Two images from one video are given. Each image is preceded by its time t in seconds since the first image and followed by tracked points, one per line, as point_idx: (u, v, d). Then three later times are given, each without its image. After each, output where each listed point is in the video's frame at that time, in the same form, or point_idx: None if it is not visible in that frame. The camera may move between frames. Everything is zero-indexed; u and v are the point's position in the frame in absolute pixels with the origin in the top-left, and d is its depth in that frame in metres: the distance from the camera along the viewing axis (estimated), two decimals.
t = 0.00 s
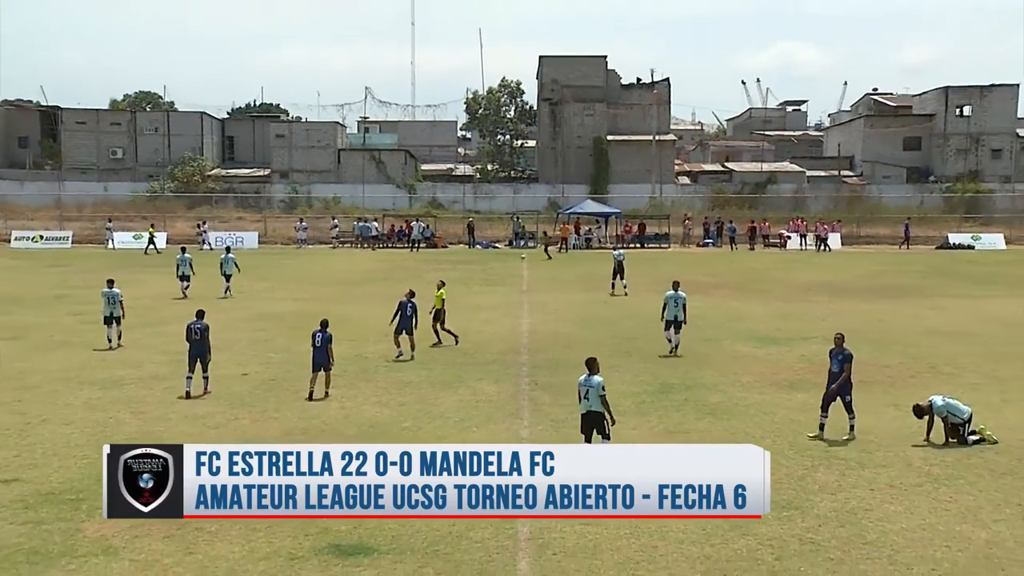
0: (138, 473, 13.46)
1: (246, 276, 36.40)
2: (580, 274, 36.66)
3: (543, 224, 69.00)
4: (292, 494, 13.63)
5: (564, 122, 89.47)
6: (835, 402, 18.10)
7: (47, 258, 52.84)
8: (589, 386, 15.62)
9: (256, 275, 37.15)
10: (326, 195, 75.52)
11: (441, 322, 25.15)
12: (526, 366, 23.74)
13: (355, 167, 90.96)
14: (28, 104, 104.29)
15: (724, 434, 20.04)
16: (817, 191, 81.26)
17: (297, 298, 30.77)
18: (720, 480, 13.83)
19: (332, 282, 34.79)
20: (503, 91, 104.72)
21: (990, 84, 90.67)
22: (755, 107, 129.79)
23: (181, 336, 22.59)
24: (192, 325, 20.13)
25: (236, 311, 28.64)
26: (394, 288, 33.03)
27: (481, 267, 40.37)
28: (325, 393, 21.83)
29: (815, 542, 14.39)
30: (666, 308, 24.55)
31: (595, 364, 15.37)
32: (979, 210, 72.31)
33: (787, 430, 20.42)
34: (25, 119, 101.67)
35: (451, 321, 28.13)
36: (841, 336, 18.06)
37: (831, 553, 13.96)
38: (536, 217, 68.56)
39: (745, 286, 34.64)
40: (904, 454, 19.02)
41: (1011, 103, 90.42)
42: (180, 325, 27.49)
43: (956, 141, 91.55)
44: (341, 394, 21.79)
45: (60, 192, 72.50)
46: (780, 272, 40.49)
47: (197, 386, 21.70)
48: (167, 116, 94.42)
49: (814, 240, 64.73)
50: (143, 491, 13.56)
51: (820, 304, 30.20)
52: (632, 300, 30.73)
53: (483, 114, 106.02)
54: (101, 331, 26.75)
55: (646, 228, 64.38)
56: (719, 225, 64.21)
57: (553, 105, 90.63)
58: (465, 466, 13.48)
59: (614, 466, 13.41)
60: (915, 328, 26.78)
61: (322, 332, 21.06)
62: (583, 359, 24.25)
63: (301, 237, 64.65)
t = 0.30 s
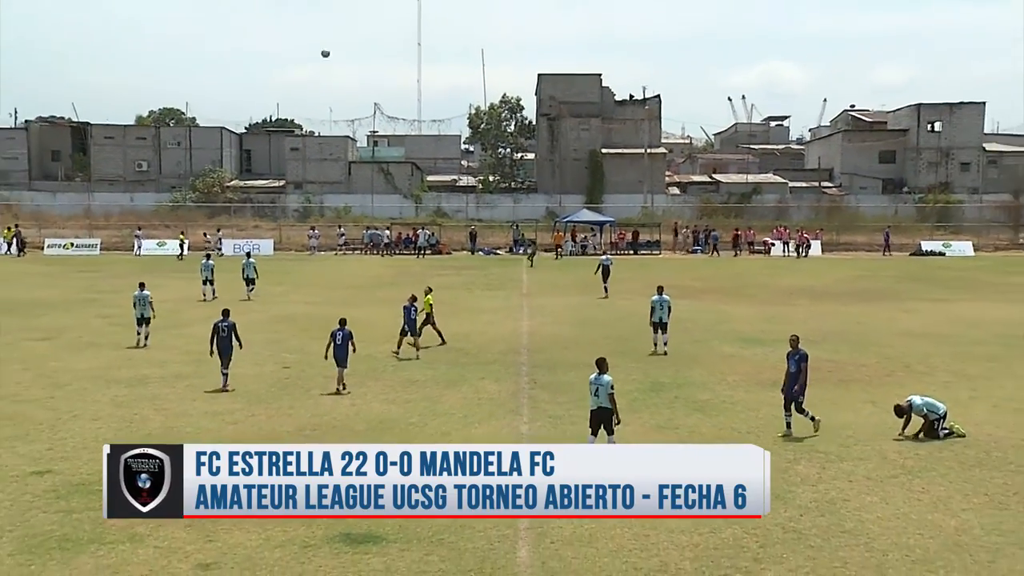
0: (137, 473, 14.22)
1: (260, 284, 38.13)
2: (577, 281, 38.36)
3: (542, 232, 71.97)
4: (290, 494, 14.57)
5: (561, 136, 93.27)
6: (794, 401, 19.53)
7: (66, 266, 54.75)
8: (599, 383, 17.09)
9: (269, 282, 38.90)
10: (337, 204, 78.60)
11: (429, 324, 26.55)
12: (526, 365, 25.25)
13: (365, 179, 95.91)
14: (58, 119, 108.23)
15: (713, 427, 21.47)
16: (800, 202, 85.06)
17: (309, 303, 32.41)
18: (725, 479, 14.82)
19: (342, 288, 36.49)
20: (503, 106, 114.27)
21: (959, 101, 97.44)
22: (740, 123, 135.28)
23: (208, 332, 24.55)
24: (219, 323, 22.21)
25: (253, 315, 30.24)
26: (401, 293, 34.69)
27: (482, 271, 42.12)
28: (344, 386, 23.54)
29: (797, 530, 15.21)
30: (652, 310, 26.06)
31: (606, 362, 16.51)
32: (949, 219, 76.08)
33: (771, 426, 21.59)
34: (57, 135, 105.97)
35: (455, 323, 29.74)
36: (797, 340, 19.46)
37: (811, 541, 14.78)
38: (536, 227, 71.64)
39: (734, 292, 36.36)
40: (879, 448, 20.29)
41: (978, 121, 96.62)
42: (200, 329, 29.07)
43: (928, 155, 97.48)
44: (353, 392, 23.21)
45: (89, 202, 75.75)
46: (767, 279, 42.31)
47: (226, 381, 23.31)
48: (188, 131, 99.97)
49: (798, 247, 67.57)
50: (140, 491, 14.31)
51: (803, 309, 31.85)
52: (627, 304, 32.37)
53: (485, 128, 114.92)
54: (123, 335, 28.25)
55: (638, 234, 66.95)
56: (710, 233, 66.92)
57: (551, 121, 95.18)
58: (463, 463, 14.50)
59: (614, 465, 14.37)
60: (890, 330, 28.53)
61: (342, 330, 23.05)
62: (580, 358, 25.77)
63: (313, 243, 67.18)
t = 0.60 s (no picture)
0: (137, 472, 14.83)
1: (275, 289, 39.97)
2: (574, 285, 40.13)
3: (542, 238, 74.02)
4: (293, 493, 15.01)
5: (559, 149, 95.73)
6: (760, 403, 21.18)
7: (84, 272, 56.83)
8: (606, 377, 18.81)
9: (284, 288, 40.78)
10: (348, 212, 81.11)
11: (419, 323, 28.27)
12: (525, 364, 26.84)
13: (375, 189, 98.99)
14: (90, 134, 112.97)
15: (700, 421, 22.94)
16: (783, 211, 87.53)
17: (321, 306, 34.17)
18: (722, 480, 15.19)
19: (352, 291, 38.30)
20: (505, 121, 117.72)
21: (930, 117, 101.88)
22: (727, 137, 140.09)
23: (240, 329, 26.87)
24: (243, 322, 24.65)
25: (268, 317, 31.97)
26: (407, 296, 36.45)
27: (485, 276, 43.93)
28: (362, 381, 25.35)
29: (779, 519, 16.45)
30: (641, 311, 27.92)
31: (611, 357, 18.50)
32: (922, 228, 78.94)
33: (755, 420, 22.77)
34: (89, 148, 110.55)
35: (459, 324, 31.43)
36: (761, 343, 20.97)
37: (793, 529, 15.97)
38: (536, 235, 73.72)
39: (724, 296, 38.12)
40: (857, 441, 21.45)
41: (948, 136, 101.06)
42: (219, 332, 30.81)
43: (901, 168, 101.93)
44: (363, 389, 24.78)
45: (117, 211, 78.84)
46: (756, 284, 44.08)
47: (249, 374, 25.26)
48: (209, 144, 105.22)
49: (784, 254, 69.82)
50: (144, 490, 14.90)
51: (788, 313, 33.54)
52: (622, 306, 34.11)
53: (488, 142, 117.22)
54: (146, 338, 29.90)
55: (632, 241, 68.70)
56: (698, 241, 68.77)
57: (550, 134, 97.52)
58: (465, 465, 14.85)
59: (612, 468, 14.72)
60: (866, 331, 30.47)
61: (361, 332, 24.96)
62: (577, 357, 27.37)
63: (325, 250, 69.21)
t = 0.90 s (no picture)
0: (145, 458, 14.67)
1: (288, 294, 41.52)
2: (572, 288, 41.68)
3: (541, 244, 75.63)
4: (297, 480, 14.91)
5: (557, 159, 97.67)
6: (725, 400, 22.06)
7: (101, 277, 58.49)
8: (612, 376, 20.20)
9: (299, 292, 42.35)
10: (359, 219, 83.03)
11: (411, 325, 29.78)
12: (525, 364, 28.21)
13: (383, 198, 100.67)
14: (115, 147, 115.18)
15: (690, 417, 24.13)
16: (770, 219, 89.45)
17: (332, 310, 35.66)
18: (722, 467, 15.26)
19: (360, 295, 39.86)
20: (506, 133, 118.70)
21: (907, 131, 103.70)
22: (716, 149, 143.43)
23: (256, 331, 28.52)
24: (262, 323, 26.27)
25: (280, 321, 33.27)
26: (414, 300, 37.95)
27: (490, 280, 45.48)
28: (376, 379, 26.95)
29: (766, 510, 16.60)
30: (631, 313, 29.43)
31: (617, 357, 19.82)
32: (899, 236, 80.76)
33: (743, 417, 23.76)
34: (114, 159, 112.86)
35: (462, 326, 32.87)
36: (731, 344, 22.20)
37: (779, 519, 16.08)
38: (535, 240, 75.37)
39: (714, 299, 39.66)
40: (839, 437, 21.96)
41: (924, 148, 103.33)
42: (235, 335, 32.29)
43: (880, 178, 104.16)
44: (370, 389, 26.12)
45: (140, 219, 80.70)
46: (744, 287, 45.66)
47: (266, 372, 26.83)
48: (227, 155, 107.26)
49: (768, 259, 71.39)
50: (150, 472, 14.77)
51: (775, 316, 35.03)
52: (616, 309, 35.58)
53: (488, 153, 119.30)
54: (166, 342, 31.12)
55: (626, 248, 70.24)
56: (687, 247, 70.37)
57: (548, 146, 99.49)
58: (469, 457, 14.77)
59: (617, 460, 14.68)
60: (848, 333, 32.04)
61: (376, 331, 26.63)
62: (574, 358, 28.73)
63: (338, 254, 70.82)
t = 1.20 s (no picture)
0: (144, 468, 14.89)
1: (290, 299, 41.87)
2: (572, 292, 42.10)
3: (540, 247, 75.93)
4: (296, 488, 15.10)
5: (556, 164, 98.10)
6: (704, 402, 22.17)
7: (105, 281, 58.77)
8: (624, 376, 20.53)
9: (299, 296, 42.75)
10: (361, 225, 83.39)
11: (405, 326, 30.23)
12: (524, 367, 28.54)
13: (383, 203, 101.27)
14: (121, 152, 115.58)
15: (687, 417, 24.44)
16: (767, 224, 90.02)
17: (334, 313, 36.01)
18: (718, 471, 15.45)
19: (362, 299, 40.18)
20: (506, 138, 119.91)
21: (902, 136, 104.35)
22: (713, 155, 143.80)
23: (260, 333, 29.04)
24: (271, 323, 26.94)
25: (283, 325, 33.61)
26: (414, 303, 38.30)
27: (488, 283, 45.85)
28: (383, 377, 27.52)
29: (763, 512, 16.84)
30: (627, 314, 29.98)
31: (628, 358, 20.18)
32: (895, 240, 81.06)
33: (741, 419, 23.98)
34: (120, 165, 113.40)
35: (462, 329, 33.20)
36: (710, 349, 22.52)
37: (777, 521, 16.33)
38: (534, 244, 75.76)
39: (712, 303, 40.04)
40: (836, 438, 22.22)
41: (919, 153, 104.09)
42: (239, 339, 32.67)
43: (875, 183, 104.45)
44: (373, 391, 26.43)
45: (144, 223, 81.04)
46: (742, 291, 46.05)
47: (276, 371, 27.41)
48: (230, 160, 107.73)
49: (764, 262, 71.76)
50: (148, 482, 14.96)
51: (771, 320, 35.41)
52: (615, 313, 35.95)
53: (488, 159, 119.72)
54: (170, 345, 31.44)
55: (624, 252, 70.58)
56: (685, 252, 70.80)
57: (548, 152, 99.98)
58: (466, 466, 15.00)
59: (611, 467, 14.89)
60: (844, 336, 32.40)
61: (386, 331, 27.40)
62: (573, 361, 29.06)
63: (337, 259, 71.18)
